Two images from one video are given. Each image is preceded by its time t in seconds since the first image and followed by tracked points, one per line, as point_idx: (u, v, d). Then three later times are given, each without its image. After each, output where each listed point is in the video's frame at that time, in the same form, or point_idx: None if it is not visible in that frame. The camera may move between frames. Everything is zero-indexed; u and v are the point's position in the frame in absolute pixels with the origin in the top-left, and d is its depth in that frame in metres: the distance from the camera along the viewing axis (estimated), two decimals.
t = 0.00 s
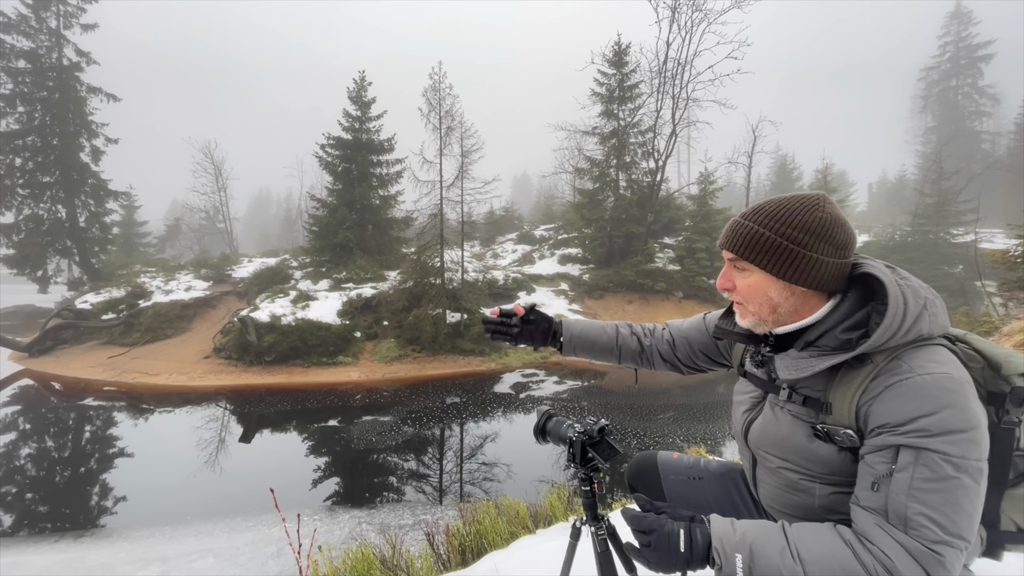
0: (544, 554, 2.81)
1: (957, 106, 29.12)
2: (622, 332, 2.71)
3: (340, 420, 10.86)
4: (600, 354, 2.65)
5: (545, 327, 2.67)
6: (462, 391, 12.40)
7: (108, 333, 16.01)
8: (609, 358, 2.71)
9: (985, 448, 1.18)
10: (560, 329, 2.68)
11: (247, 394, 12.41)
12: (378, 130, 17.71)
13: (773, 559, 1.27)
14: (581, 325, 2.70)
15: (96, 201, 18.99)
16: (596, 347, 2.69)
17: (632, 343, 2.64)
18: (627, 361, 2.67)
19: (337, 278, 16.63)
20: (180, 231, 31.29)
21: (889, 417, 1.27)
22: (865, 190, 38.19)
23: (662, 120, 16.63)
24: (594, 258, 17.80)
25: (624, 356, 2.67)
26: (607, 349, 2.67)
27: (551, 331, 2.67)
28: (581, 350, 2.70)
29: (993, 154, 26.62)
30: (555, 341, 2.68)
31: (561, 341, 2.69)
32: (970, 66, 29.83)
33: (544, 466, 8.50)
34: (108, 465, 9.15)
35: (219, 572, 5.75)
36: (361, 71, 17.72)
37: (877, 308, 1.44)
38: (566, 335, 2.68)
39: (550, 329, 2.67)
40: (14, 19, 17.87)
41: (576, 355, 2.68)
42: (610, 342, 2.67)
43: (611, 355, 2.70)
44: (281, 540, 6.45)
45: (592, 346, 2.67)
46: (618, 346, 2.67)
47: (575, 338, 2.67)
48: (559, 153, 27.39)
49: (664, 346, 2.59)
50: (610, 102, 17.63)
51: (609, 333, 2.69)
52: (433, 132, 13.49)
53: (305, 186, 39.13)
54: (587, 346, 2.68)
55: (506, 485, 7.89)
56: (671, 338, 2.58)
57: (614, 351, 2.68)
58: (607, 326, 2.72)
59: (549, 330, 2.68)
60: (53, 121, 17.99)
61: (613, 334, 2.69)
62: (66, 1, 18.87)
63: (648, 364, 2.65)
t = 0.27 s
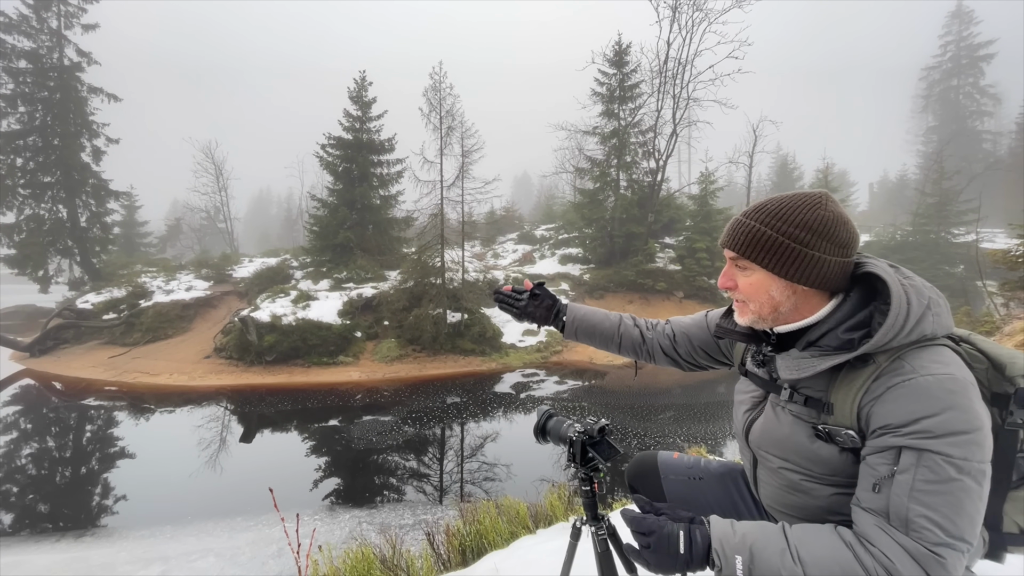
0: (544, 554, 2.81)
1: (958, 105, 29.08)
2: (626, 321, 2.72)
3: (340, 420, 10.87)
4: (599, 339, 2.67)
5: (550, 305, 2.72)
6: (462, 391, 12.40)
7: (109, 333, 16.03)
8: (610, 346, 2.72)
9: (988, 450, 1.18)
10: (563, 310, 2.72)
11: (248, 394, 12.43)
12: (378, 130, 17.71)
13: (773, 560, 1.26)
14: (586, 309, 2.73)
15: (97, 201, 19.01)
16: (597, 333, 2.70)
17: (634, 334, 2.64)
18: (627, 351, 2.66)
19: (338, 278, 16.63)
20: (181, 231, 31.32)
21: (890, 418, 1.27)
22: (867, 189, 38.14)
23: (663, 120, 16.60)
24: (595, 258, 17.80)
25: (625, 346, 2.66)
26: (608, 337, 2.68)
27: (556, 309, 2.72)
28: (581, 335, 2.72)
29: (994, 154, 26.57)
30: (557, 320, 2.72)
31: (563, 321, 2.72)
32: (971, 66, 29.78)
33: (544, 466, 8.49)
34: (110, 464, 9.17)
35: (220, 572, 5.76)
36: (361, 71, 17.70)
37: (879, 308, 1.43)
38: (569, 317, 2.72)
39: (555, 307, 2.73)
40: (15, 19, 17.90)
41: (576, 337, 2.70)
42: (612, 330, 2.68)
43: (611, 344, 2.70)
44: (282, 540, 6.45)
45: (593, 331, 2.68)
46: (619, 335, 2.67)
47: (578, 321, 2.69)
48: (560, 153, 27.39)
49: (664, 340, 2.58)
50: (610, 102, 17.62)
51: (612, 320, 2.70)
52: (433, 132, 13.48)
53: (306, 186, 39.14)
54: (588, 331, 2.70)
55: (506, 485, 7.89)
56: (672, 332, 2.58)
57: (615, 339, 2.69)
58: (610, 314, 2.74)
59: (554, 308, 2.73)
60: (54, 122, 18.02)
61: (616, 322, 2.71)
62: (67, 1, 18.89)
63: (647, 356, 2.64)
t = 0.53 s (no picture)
0: (545, 555, 2.81)
1: (960, 105, 29.01)
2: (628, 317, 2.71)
3: (341, 420, 10.88)
4: (600, 333, 2.67)
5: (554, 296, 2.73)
6: (463, 391, 12.41)
7: (111, 333, 16.06)
8: (611, 342, 2.71)
9: (993, 452, 1.17)
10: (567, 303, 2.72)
11: (249, 394, 12.44)
12: (379, 131, 17.71)
13: (776, 561, 1.26)
14: (589, 303, 2.73)
15: (99, 201, 19.04)
16: (599, 329, 2.70)
17: (635, 330, 2.63)
18: (628, 348, 2.66)
19: (339, 278, 16.64)
20: (182, 231, 31.36)
21: (895, 420, 1.26)
22: (868, 189, 38.06)
23: (664, 120, 16.58)
24: (596, 258, 17.80)
25: (626, 342, 2.65)
26: (610, 332, 2.67)
27: (559, 301, 2.73)
28: (584, 329, 2.72)
29: (996, 154, 26.52)
30: (560, 313, 2.73)
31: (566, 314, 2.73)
32: (973, 65, 29.71)
33: (545, 466, 8.49)
34: (111, 464, 9.18)
35: (221, 572, 5.77)
36: (363, 71, 17.70)
37: (883, 309, 1.42)
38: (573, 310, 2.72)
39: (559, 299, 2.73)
40: (18, 20, 17.93)
41: (577, 331, 2.71)
42: (614, 325, 2.68)
43: (613, 339, 2.70)
44: (283, 539, 6.45)
45: (596, 326, 2.68)
46: (621, 332, 2.66)
47: (580, 315, 2.70)
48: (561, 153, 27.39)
49: (666, 338, 2.57)
50: (611, 101, 17.60)
51: (614, 316, 2.70)
52: (434, 132, 13.47)
53: (307, 186, 39.19)
54: (590, 325, 2.69)
55: (507, 485, 7.89)
56: (674, 330, 2.56)
57: (617, 335, 2.68)
58: (613, 309, 2.73)
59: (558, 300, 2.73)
60: (56, 122, 18.05)
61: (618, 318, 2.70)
62: (69, 2, 18.92)
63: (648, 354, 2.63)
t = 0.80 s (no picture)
0: (549, 556, 2.81)
1: (963, 104, 28.91)
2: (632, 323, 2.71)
3: (344, 420, 10.88)
4: (605, 341, 2.69)
5: (556, 308, 2.76)
6: (465, 391, 12.41)
7: (114, 333, 16.10)
8: (617, 348, 2.72)
9: (1006, 454, 1.16)
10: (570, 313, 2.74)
11: (252, 394, 12.46)
12: (381, 131, 17.71)
13: (786, 564, 1.25)
14: (592, 312, 2.74)
15: (102, 201, 19.08)
16: (606, 336, 2.69)
17: (640, 336, 2.63)
18: (634, 354, 2.67)
19: (341, 278, 16.68)
20: (184, 231, 31.44)
21: (905, 422, 1.25)
22: (871, 189, 37.96)
23: (666, 120, 16.55)
24: (598, 258, 17.79)
25: (632, 349, 2.66)
26: (615, 339, 2.68)
27: (562, 312, 2.75)
28: (589, 337, 2.73)
29: (1000, 154, 26.42)
30: (565, 324, 2.74)
31: (572, 324, 2.74)
32: (976, 64, 29.60)
33: (547, 467, 8.49)
34: (114, 464, 9.20)
35: (224, 572, 5.77)
36: (364, 71, 17.70)
37: (894, 309, 1.41)
38: (577, 320, 2.72)
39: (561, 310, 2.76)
40: (21, 21, 17.99)
41: (583, 340, 2.72)
42: (619, 332, 2.68)
43: (617, 346, 2.71)
44: (286, 539, 6.46)
45: (601, 333, 2.68)
46: (627, 337, 2.67)
47: (584, 324, 2.70)
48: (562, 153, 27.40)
49: (671, 342, 2.56)
50: (613, 101, 17.57)
51: (618, 322, 2.70)
52: (435, 132, 13.47)
53: (309, 186, 39.27)
54: (597, 334, 2.70)
55: (509, 485, 7.88)
56: (677, 334, 2.56)
57: (622, 343, 2.68)
58: (618, 315, 2.73)
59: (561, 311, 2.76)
60: (58, 122, 18.09)
61: (623, 324, 2.71)
62: (71, 3, 18.97)
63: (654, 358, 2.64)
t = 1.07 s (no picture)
0: (556, 558, 2.80)
1: (968, 103, 28.73)
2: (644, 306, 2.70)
3: (347, 420, 10.89)
4: (614, 321, 2.69)
5: (569, 283, 2.71)
6: (468, 391, 12.41)
7: (118, 332, 16.17)
8: (626, 330, 2.72)
9: None
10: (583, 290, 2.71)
11: (255, 394, 12.49)
12: (384, 131, 17.72)
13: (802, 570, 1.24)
14: (605, 291, 2.71)
15: (106, 201, 19.15)
16: (616, 317, 2.69)
17: (650, 321, 2.63)
18: (642, 337, 2.67)
19: (344, 278, 16.71)
20: (188, 231, 31.56)
21: (925, 424, 1.24)
22: (874, 188, 37.81)
23: (669, 119, 16.50)
24: (601, 258, 17.77)
25: (641, 332, 2.66)
26: (625, 321, 2.68)
27: (575, 287, 2.71)
28: (599, 316, 2.72)
29: (1006, 153, 26.24)
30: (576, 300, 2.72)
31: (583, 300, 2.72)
32: (982, 63, 29.42)
33: (550, 466, 8.49)
34: (118, 463, 9.24)
35: (228, 572, 5.78)
36: (367, 72, 17.72)
37: (913, 310, 1.40)
38: (589, 297, 2.71)
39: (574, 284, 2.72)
40: (26, 22, 18.08)
41: (593, 317, 2.72)
42: (630, 313, 2.67)
43: (626, 327, 2.70)
44: (290, 539, 6.46)
45: (611, 313, 2.68)
46: (638, 321, 2.67)
47: (596, 302, 2.69)
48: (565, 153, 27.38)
49: (682, 331, 2.55)
50: (616, 101, 17.53)
51: (631, 304, 2.69)
52: (439, 132, 13.47)
53: (312, 186, 39.36)
54: (607, 313, 2.69)
55: (512, 485, 7.86)
56: (689, 323, 2.54)
57: (631, 324, 2.68)
58: (631, 298, 2.72)
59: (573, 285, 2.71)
60: (64, 123, 18.17)
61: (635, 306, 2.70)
62: (77, 4, 19.05)
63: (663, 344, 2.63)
